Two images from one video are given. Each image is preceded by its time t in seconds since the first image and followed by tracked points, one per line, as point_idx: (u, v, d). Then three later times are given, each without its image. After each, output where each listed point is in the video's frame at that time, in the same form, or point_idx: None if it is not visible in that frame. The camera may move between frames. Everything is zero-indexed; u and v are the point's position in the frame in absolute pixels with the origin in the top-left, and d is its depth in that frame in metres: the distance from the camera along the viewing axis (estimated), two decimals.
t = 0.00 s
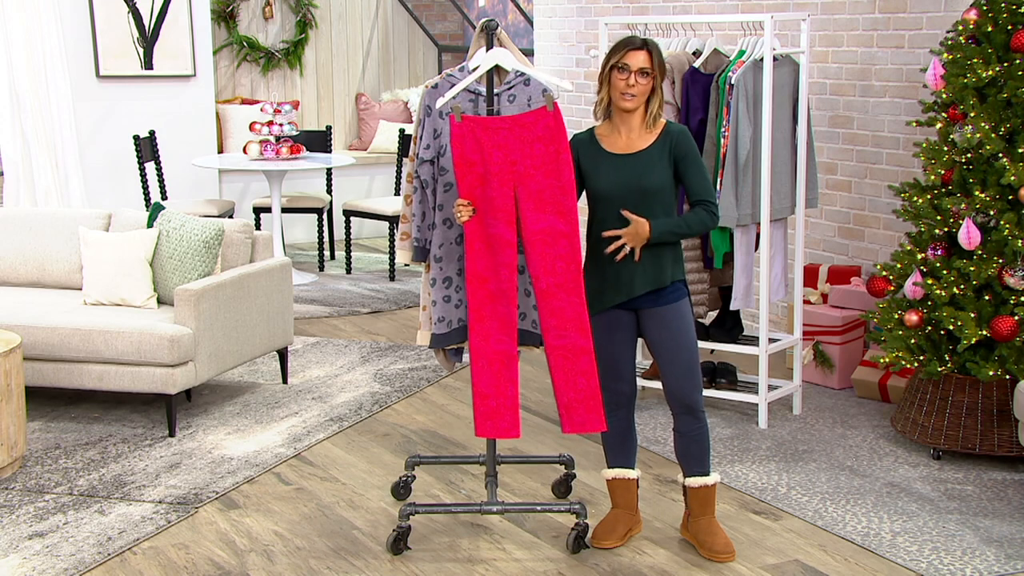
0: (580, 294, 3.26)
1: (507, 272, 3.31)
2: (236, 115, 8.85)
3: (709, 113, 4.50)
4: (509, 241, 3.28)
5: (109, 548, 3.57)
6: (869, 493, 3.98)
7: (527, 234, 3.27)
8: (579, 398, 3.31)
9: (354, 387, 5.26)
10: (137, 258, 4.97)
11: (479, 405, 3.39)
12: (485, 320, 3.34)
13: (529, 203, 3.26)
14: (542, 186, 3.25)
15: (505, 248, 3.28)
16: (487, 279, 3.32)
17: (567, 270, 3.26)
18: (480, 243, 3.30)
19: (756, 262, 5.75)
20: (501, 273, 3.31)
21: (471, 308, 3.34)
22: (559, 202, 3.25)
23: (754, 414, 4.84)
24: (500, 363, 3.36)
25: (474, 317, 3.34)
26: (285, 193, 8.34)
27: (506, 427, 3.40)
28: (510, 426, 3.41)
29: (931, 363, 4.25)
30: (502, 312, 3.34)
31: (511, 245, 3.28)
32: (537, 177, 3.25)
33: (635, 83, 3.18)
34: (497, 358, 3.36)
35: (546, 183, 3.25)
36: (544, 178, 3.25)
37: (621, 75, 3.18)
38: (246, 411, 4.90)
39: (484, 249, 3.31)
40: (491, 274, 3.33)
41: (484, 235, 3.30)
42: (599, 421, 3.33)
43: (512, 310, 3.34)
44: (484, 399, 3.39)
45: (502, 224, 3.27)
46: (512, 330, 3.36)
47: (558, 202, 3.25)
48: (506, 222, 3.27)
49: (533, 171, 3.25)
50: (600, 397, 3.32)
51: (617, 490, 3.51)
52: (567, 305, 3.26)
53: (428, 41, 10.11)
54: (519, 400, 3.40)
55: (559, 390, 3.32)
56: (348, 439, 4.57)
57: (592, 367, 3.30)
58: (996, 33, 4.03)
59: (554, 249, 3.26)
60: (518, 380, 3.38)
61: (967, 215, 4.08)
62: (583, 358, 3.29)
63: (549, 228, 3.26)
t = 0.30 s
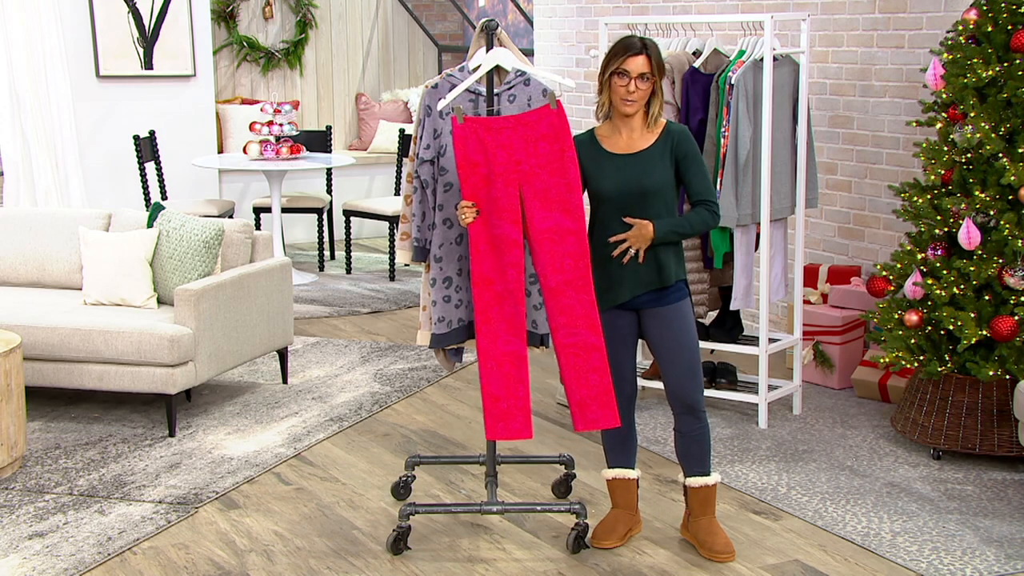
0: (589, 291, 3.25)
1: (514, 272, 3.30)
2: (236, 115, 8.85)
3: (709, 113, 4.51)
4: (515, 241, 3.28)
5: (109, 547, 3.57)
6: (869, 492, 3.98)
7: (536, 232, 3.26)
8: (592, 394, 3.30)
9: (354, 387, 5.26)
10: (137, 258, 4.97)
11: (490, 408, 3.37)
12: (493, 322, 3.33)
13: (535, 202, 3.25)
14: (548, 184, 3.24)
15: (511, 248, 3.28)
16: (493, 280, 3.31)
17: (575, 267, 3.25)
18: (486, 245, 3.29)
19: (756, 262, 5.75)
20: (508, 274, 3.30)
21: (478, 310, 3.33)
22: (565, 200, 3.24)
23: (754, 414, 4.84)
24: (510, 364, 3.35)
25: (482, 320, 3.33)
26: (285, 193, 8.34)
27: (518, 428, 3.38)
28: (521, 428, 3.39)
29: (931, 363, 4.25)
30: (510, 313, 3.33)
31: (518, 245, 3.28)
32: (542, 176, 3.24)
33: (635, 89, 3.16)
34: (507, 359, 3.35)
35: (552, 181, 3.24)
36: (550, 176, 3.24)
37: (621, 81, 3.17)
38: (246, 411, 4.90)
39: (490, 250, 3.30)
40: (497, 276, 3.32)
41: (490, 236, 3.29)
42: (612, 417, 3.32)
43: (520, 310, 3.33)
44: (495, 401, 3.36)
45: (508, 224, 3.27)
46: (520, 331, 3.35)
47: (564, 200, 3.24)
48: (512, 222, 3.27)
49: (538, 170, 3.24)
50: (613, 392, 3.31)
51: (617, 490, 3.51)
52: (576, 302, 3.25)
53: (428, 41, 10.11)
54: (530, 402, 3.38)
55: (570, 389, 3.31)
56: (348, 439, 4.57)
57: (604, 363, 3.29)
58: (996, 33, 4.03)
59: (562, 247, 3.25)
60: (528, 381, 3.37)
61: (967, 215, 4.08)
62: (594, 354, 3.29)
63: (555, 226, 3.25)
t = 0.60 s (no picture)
0: (594, 289, 3.25)
1: (517, 272, 3.31)
2: (236, 115, 8.85)
3: (710, 114, 4.51)
4: (518, 240, 3.28)
5: (109, 548, 3.57)
6: (869, 493, 3.98)
7: (540, 231, 3.25)
8: (598, 392, 3.30)
9: (354, 387, 5.26)
10: (137, 258, 4.97)
11: (494, 409, 3.38)
12: (495, 322, 3.33)
13: (538, 201, 3.24)
14: (551, 183, 3.23)
15: (514, 248, 3.28)
16: (495, 280, 3.31)
17: (579, 265, 3.24)
18: (488, 245, 3.29)
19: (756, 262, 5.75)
20: (511, 274, 3.30)
21: (480, 311, 3.33)
22: (568, 198, 3.22)
23: (754, 414, 4.84)
24: (514, 364, 3.35)
25: (484, 321, 3.34)
26: (285, 193, 8.34)
27: (523, 428, 3.39)
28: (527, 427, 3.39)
29: (931, 363, 4.25)
30: (513, 312, 3.33)
31: (521, 244, 3.28)
32: (544, 175, 3.23)
33: (635, 77, 3.17)
34: (510, 359, 3.36)
35: (555, 180, 3.22)
36: (553, 174, 3.22)
37: (621, 70, 3.17)
38: (246, 411, 4.90)
39: (492, 250, 3.29)
40: (499, 276, 3.32)
41: (491, 236, 3.29)
42: (618, 413, 3.32)
43: (523, 310, 3.33)
44: (498, 402, 3.37)
45: (509, 224, 3.27)
46: (522, 331, 3.35)
47: (567, 198, 3.22)
48: (514, 222, 3.27)
49: (541, 169, 3.23)
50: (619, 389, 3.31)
51: (617, 490, 3.51)
52: (581, 300, 3.25)
53: (428, 41, 10.11)
54: (535, 401, 3.38)
55: (576, 387, 3.31)
56: (348, 439, 4.57)
57: (609, 360, 3.29)
58: (996, 33, 4.03)
59: (565, 245, 3.24)
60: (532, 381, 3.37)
61: (967, 215, 4.08)
62: (599, 351, 3.29)
63: (559, 224, 3.24)
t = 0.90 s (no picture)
0: (593, 288, 3.25)
1: (518, 272, 3.29)
2: (236, 115, 8.85)
3: (710, 114, 4.51)
4: (519, 240, 3.27)
5: (109, 548, 3.57)
6: (869, 492, 3.98)
7: (540, 230, 3.25)
8: (596, 389, 3.29)
9: (354, 387, 5.26)
10: (137, 258, 4.97)
11: (496, 409, 3.37)
12: (495, 322, 3.32)
13: (538, 201, 3.24)
14: (550, 182, 3.22)
15: (515, 248, 3.27)
16: (495, 281, 3.30)
17: (578, 264, 3.24)
18: (489, 245, 3.28)
19: (756, 262, 5.75)
20: (512, 274, 3.30)
21: (481, 311, 3.32)
22: (568, 197, 3.22)
23: (754, 414, 4.84)
24: (515, 364, 3.35)
25: (484, 321, 3.33)
26: (285, 193, 8.34)
27: (524, 427, 3.38)
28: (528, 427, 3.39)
29: (931, 363, 4.25)
30: (513, 312, 3.32)
31: (522, 244, 3.27)
32: (545, 174, 3.22)
33: (636, 81, 3.17)
34: (511, 359, 3.35)
35: (555, 179, 3.22)
36: (553, 174, 3.22)
37: (622, 73, 3.16)
38: (246, 411, 4.90)
39: (492, 250, 3.29)
40: (499, 276, 3.31)
41: (492, 236, 3.28)
42: (615, 410, 3.32)
43: (523, 310, 3.32)
44: (500, 401, 3.37)
45: (510, 223, 3.26)
46: (523, 331, 3.34)
47: (567, 197, 3.22)
48: (515, 222, 3.26)
49: (541, 168, 3.23)
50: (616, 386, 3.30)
51: (618, 490, 3.52)
52: (580, 299, 3.25)
53: (428, 41, 10.11)
54: (536, 401, 3.38)
55: (573, 384, 3.30)
56: (348, 439, 4.57)
57: (607, 357, 3.29)
58: (996, 33, 4.03)
59: (565, 244, 3.24)
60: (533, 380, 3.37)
61: (966, 215, 4.08)
62: (597, 349, 3.28)
63: (559, 223, 3.23)
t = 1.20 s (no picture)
0: (601, 282, 3.27)
1: (527, 271, 3.31)
2: (236, 115, 8.85)
3: (710, 114, 4.51)
4: (527, 239, 3.28)
5: (109, 548, 3.57)
6: (869, 493, 3.98)
7: (548, 228, 3.26)
8: (608, 381, 3.32)
9: (354, 387, 5.26)
10: (137, 258, 4.97)
11: (511, 410, 3.37)
12: (506, 322, 3.34)
13: (545, 199, 3.25)
14: (556, 180, 3.24)
15: (524, 247, 3.28)
16: (505, 281, 3.31)
17: (586, 259, 3.27)
18: (497, 245, 3.28)
19: (756, 262, 5.75)
20: (521, 274, 3.30)
21: (491, 311, 3.34)
22: (574, 194, 3.23)
23: (754, 414, 4.84)
24: (527, 364, 3.36)
25: (494, 322, 3.34)
26: (284, 194, 8.34)
27: (541, 426, 3.38)
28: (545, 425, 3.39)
29: (931, 363, 4.25)
30: (524, 311, 3.34)
31: (530, 243, 3.28)
32: (551, 172, 3.24)
33: (634, 92, 3.14)
34: (524, 359, 3.36)
35: (560, 177, 3.23)
36: (559, 171, 3.23)
37: (621, 85, 3.15)
38: (246, 411, 4.90)
39: (500, 250, 3.29)
40: (508, 276, 3.32)
41: (500, 237, 3.29)
42: (627, 401, 3.34)
43: (532, 308, 3.34)
44: (515, 402, 3.36)
45: (518, 223, 3.26)
46: (533, 329, 3.36)
47: (573, 194, 3.23)
48: (524, 221, 3.26)
49: (546, 166, 3.24)
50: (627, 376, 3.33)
51: (618, 490, 3.52)
52: (589, 293, 3.27)
53: (428, 41, 10.11)
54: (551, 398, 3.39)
55: (585, 377, 3.32)
56: (348, 439, 4.57)
57: (617, 350, 3.31)
58: (996, 33, 4.03)
59: (573, 240, 3.26)
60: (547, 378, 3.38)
61: (967, 215, 4.08)
62: (608, 343, 3.30)
63: (566, 220, 3.25)
